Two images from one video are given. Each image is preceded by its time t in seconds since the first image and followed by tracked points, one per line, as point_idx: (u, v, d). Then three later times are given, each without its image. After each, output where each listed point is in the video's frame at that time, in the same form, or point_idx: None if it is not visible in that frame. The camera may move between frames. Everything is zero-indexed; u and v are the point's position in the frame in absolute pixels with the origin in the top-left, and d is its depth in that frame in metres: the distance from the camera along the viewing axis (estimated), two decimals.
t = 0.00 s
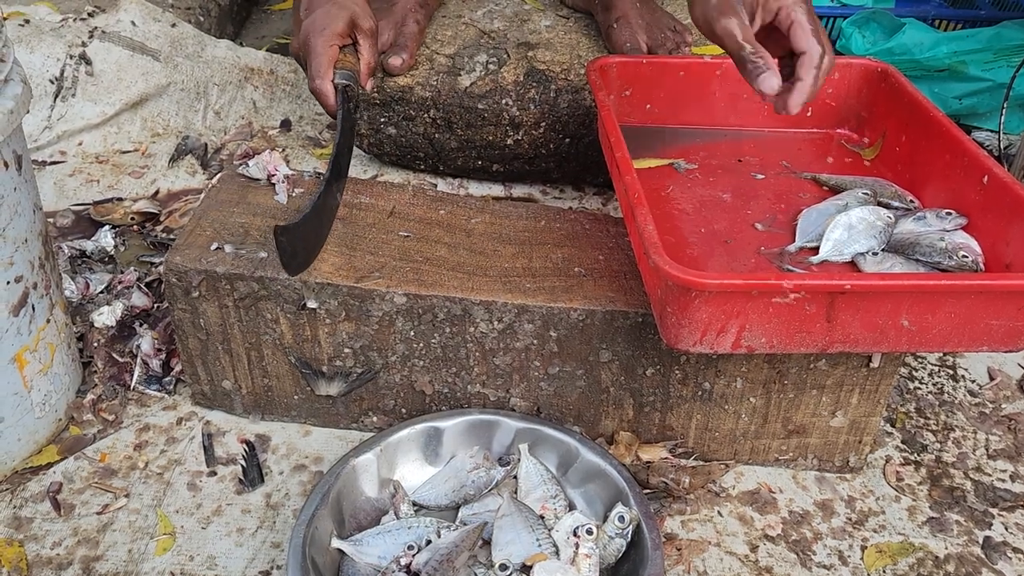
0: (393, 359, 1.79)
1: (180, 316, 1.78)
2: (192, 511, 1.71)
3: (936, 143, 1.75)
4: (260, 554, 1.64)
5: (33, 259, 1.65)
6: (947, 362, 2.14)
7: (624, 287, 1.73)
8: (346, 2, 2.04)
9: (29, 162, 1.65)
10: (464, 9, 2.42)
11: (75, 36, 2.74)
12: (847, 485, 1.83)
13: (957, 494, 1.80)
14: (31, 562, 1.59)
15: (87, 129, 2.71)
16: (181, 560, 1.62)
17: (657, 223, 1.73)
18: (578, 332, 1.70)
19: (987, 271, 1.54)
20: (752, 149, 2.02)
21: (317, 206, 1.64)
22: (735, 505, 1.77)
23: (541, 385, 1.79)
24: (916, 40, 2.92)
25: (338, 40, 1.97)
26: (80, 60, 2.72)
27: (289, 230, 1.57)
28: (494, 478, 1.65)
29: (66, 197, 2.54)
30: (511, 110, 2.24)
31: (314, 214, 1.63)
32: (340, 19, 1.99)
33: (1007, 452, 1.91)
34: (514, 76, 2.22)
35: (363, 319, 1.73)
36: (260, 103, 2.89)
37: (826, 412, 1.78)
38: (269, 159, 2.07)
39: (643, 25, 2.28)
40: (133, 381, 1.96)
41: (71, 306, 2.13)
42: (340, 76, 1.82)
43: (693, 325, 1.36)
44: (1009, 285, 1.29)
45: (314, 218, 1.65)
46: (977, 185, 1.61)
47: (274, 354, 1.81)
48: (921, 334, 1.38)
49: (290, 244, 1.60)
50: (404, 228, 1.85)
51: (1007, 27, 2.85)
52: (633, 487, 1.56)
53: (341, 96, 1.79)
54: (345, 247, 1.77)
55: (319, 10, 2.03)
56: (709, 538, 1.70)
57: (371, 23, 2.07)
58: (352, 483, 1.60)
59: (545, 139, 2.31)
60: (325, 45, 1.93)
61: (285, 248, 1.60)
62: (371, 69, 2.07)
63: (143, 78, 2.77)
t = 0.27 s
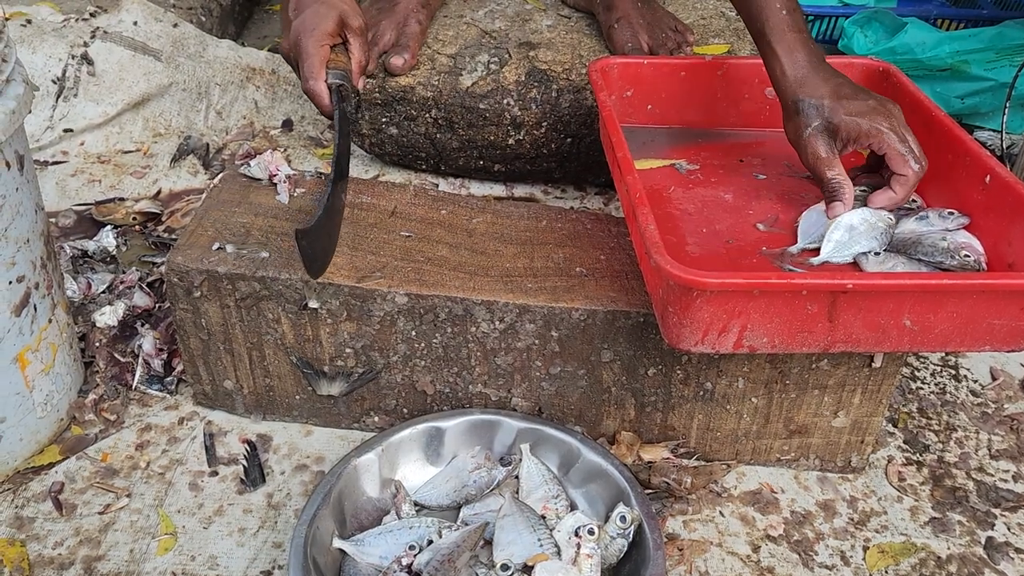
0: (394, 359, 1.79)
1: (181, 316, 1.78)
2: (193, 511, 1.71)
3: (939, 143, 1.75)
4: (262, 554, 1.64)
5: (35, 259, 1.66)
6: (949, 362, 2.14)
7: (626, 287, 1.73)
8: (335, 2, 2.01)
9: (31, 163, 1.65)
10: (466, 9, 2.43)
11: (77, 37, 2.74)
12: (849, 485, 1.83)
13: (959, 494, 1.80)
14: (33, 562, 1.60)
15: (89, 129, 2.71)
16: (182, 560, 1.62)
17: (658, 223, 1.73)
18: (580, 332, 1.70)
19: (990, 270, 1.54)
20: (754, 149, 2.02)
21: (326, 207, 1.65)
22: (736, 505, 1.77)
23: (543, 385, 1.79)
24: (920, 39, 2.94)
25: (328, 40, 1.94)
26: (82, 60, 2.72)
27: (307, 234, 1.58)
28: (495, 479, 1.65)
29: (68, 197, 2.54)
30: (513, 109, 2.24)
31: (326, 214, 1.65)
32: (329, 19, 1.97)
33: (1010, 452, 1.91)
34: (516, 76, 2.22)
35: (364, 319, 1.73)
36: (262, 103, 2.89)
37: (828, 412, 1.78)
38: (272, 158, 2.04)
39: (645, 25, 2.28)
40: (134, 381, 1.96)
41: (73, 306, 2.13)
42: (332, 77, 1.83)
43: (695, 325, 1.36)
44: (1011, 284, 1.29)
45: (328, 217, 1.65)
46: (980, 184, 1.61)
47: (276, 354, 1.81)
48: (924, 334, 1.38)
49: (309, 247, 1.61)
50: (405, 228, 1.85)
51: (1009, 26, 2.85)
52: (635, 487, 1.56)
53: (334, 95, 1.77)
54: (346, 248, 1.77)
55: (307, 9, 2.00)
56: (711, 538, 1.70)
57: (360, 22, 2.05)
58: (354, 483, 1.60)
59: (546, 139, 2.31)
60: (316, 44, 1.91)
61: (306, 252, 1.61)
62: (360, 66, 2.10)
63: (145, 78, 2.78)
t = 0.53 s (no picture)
0: (394, 360, 1.79)
1: (182, 317, 1.77)
2: (193, 511, 1.71)
3: (938, 140, 1.74)
4: (262, 554, 1.64)
5: (35, 259, 1.65)
6: (950, 362, 2.14)
7: (626, 287, 1.72)
8: None
9: (31, 163, 1.65)
10: (466, 8, 2.42)
11: (78, 37, 2.75)
12: (850, 485, 1.83)
13: (960, 494, 1.80)
14: (32, 563, 1.59)
15: (89, 129, 2.71)
16: (182, 560, 1.61)
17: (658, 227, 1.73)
18: (580, 332, 1.70)
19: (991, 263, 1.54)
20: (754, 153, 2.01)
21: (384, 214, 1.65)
22: (737, 506, 1.77)
23: (543, 385, 1.79)
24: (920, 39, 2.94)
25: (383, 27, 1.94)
26: (82, 60, 2.72)
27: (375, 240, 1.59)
28: (496, 479, 1.65)
29: (68, 197, 2.54)
30: (513, 109, 2.24)
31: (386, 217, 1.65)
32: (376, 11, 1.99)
33: (1011, 452, 1.90)
34: (516, 76, 2.22)
35: (364, 319, 1.73)
36: (262, 103, 2.89)
37: (829, 412, 1.78)
38: (271, 158, 2.06)
39: (645, 24, 2.28)
40: (135, 381, 1.96)
41: (73, 306, 2.13)
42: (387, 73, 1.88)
43: (695, 321, 1.36)
44: (1011, 273, 1.29)
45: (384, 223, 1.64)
46: (980, 180, 1.60)
47: (276, 354, 1.81)
48: (925, 327, 1.38)
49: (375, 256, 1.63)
50: (406, 228, 1.84)
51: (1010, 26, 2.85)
52: (635, 487, 1.56)
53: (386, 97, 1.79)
54: (347, 248, 1.77)
55: None
56: (711, 538, 1.70)
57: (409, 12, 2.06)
58: (354, 483, 1.60)
59: (547, 139, 2.31)
60: (371, 32, 1.91)
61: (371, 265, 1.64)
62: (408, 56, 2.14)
63: (145, 78, 2.78)
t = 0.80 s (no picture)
0: (394, 360, 1.79)
1: (182, 317, 1.77)
2: (193, 511, 1.71)
3: (939, 141, 1.74)
4: (262, 555, 1.64)
5: (35, 259, 1.65)
6: (950, 362, 2.14)
7: (627, 287, 1.72)
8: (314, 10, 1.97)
9: (31, 163, 1.65)
10: (466, 9, 2.43)
11: (77, 37, 2.75)
12: (850, 486, 1.83)
13: (961, 494, 1.80)
14: (32, 563, 1.59)
15: (89, 129, 2.71)
16: (182, 561, 1.61)
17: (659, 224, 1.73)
18: (580, 333, 1.70)
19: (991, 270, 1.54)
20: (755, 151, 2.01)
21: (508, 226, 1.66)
22: (737, 506, 1.77)
23: (543, 386, 1.79)
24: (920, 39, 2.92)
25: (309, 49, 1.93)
26: (82, 60, 2.72)
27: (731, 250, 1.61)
28: (496, 479, 1.65)
29: (68, 198, 2.53)
30: (513, 109, 2.24)
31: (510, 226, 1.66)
32: (306, 29, 1.93)
33: (1012, 452, 1.90)
34: (517, 76, 2.22)
35: (364, 319, 1.73)
36: (263, 104, 2.90)
37: (829, 413, 1.78)
38: (271, 158, 2.21)
39: (646, 24, 2.28)
40: (134, 382, 1.96)
41: (72, 306, 2.13)
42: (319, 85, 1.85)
43: (695, 325, 1.36)
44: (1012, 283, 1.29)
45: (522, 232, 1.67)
46: (981, 183, 1.60)
47: (276, 354, 1.81)
48: (925, 333, 1.38)
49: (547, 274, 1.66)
50: (406, 229, 1.84)
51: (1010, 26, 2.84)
52: (636, 489, 1.56)
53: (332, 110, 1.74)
54: (347, 249, 1.77)
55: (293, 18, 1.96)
56: (712, 539, 1.70)
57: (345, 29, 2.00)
58: (354, 484, 1.59)
59: (547, 139, 2.31)
60: (294, 58, 1.90)
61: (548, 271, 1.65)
62: (350, 75, 2.06)
63: (145, 78, 2.78)
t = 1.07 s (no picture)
0: (394, 360, 1.79)
1: (182, 317, 1.77)
2: (193, 511, 1.71)
3: (937, 142, 1.75)
4: (262, 555, 1.64)
5: (35, 260, 1.65)
6: (949, 362, 2.14)
7: (627, 287, 1.73)
8: None
9: (31, 163, 1.65)
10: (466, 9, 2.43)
11: (77, 37, 2.77)
12: (850, 486, 1.83)
13: (960, 494, 1.80)
14: (32, 563, 1.59)
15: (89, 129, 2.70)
16: (182, 561, 1.61)
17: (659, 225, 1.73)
18: (580, 333, 1.70)
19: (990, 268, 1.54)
20: (754, 152, 2.02)
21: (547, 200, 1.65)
22: (736, 506, 1.77)
23: (543, 386, 1.79)
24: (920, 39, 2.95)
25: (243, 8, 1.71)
26: (82, 61, 2.72)
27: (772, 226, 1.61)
28: (496, 479, 1.65)
29: (68, 198, 2.53)
30: (513, 110, 2.24)
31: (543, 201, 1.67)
32: None
33: (1011, 453, 1.90)
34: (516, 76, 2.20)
35: (364, 319, 1.73)
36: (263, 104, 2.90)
37: (829, 413, 1.78)
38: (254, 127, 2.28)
39: (645, 24, 2.28)
40: (134, 382, 1.96)
41: (72, 306, 2.13)
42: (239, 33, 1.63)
43: (695, 324, 1.36)
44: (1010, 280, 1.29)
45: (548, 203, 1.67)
46: (979, 183, 1.60)
47: (276, 354, 1.81)
48: (924, 331, 1.38)
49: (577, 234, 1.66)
50: (406, 229, 1.84)
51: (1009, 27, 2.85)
52: (636, 488, 1.56)
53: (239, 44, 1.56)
54: (347, 249, 1.77)
55: None
56: (711, 539, 1.70)
57: None
58: (354, 484, 1.60)
59: (547, 139, 2.31)
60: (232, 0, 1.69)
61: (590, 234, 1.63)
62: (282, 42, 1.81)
63: (144, 78, 2.77)
